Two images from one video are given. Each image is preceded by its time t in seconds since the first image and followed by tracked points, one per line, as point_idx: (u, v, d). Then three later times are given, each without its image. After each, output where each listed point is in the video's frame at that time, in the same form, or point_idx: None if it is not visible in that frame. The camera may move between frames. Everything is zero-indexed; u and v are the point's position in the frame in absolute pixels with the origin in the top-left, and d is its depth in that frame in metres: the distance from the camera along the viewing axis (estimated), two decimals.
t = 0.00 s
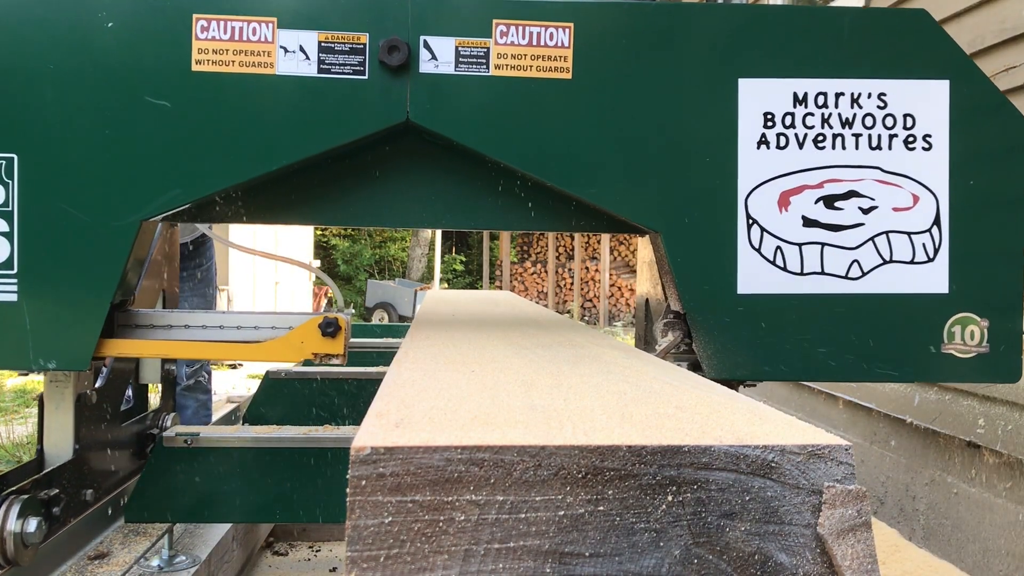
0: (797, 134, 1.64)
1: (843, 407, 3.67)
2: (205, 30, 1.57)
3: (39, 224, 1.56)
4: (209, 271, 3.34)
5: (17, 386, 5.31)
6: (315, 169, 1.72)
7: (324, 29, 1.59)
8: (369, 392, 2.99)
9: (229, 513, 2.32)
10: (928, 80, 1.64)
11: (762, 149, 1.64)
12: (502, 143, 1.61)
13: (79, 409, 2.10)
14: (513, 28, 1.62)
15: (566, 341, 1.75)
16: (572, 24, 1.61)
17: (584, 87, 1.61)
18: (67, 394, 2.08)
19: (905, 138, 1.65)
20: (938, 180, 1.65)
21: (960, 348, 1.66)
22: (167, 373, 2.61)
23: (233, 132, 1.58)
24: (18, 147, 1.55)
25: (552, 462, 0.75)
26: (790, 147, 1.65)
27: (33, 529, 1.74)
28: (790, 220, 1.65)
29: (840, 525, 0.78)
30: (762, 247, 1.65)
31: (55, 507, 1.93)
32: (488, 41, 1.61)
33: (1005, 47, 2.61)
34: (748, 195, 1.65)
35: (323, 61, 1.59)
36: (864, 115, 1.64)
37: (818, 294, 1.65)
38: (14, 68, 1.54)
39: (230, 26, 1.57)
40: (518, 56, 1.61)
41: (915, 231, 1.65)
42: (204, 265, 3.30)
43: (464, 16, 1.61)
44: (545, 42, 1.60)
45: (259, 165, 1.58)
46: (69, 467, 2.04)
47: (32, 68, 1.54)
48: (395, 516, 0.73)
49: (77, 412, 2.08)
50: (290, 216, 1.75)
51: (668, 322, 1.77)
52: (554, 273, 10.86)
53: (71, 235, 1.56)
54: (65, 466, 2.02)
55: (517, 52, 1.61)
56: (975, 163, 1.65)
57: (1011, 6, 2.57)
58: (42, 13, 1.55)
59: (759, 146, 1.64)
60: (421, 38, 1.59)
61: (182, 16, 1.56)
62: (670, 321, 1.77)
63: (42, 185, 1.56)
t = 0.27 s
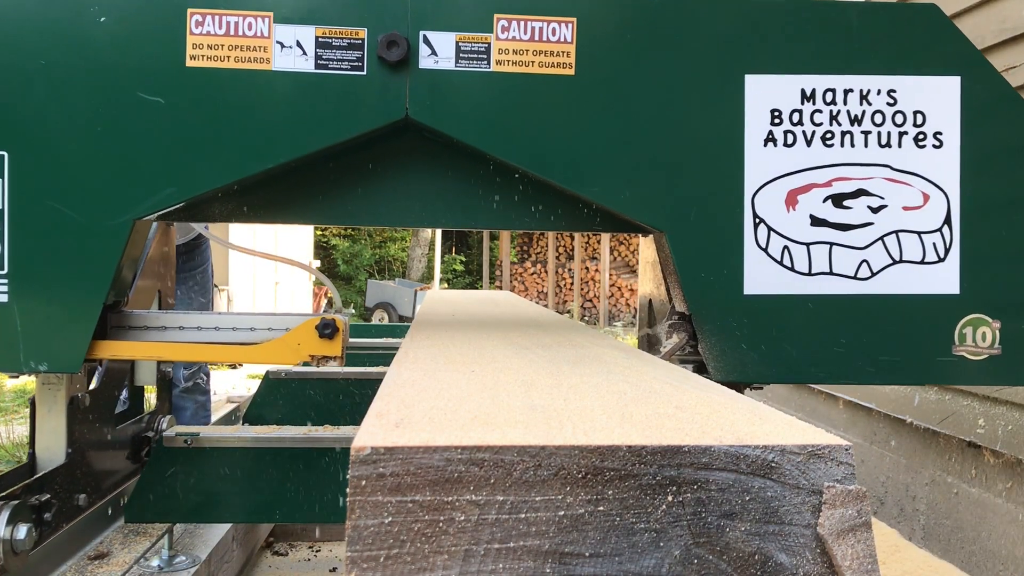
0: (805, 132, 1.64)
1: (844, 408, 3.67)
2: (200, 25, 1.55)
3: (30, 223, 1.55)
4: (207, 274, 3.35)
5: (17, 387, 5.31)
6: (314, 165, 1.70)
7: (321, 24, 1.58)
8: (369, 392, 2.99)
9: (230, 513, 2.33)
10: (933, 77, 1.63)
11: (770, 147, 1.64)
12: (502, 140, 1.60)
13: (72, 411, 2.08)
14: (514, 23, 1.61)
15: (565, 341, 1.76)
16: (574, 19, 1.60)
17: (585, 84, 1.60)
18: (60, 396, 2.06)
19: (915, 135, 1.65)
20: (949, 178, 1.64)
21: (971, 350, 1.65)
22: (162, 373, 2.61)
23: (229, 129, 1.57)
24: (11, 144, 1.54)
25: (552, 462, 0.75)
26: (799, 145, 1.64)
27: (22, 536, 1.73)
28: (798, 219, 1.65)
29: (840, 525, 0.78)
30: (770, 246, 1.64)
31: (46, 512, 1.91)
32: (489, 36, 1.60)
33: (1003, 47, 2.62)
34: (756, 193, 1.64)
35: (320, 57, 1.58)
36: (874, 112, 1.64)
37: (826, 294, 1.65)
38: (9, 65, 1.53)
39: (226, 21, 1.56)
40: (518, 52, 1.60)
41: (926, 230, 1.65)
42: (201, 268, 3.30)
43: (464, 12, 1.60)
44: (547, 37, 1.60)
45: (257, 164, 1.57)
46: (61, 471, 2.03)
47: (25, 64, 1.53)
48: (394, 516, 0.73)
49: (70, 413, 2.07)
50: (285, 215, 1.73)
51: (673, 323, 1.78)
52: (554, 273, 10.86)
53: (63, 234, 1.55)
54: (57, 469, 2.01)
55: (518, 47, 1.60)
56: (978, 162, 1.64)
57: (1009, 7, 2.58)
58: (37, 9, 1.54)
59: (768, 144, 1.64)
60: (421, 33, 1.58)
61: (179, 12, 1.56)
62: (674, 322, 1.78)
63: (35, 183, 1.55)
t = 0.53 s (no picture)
0: (813, 129, 1.58)
1: (843, 407, 3.68)
2: (194, 19, 1.50)
3: (18, 222, 1.50)
4: (201, 275, 3.34)
5: (18, 386, 5.32)
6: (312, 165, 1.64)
7: (318, 18, 1.52)
8: (369, 393, 2.98)
9: (230, 513, 2.34)
10: (949, 72, 1.57)
11: (776, 144, 1.57)
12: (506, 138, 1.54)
13: (64, 416, 2.03)
14: (516, 17, 1.55)
15: (565, 341, 1.76)
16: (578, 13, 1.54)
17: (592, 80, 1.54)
18: (51, 400, 2.00)
19: (926, 133, 1.58)
20: (960, 176, 1.58)
21: (983, 352, 1.60)
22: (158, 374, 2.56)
23: (223, 126, 1.51)
24: None
25: (552, 462, 0.75)
26: (806, 142, 1.58)
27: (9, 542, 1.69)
28: (806, 219, 1.58)
29: (840, 525, 0.78)
30: (775, 247, 1.58)
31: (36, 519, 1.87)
32: (490, 31, 1.54)
33: (1006, 46, 2.60)
34: (762, 192, 1.58)
35: (317, 52, 1.52)
36: (883, 108, 1.57)
37: (834, 296, 1.59)
38: None
39: (220, 15, 1.51)
40: (521, 46, 1.54)
41: (938, 230, 1.59)
42: (194, 270, 3.29)
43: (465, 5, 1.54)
44: (551, 32, 1.54)
45: (251, 162, 1.51)
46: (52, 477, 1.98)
47: (10, 57, 1.48)
48: (395, 516, 0.73)
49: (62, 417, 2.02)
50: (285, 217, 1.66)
51: (678, 325, 1.77)
52: (554, 273, 10.87)
53: (52, 234, 1.50)
54: (47, 475, 1.95)
55: (520, 43, 1.54)
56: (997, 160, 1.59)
57: (1012, 5, 2.56)
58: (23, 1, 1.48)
59: (773, 141, 1.57)
60: (420, 27, 1.52)
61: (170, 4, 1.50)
62: (680, 323, 1.77)
63: (23, 181, 1.49)
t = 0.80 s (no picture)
0: (822, 125, 1.55)
1: (844, 408, 3.69)
2: (188, 13, 1.48)
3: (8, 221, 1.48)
4: (200, 271, 3.35)
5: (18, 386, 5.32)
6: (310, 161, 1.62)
7: (315, 13, 1.50)
8: (369, 393, 2.98)
9: (231, 513, 2.34)
10: (956, 67, 1.55)
11: (785, 141, 1.55)
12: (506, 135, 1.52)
13: (55, 418, 2.02)
14: (518, 12, 1.53)
15: (565, 341, 1.75)
16: (580, 7, 1.52)
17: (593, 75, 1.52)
18: (43, 403, 1.99)
19: (938, 129, 1.56)
20: (972, 174, 1.56)
21: (994, 354, 1.57)
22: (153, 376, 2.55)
23: (220, 122, 1.49)
24: None
25: (552, 462, 0.75)
26: (815, 139, 1.55)
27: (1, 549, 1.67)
28: (815, 218, 1.56)
29: (840, 525, 0.78)
30: (784, 246, 1.56)
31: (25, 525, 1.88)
32: (491, 25, 1.52)
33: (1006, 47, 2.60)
34: (771, 190, 1.55)
35: (314, 47, 1.50)
36: (893, 105, 1.55)
37: (842, 296, 1.57)
38: None
39: (216, 10, 1.49)
40: (521, 41, 1.52)
41: (949, 229, 1.56)
42: (195, 266, 3.30)
43: None
44: (553, 26, 1.52)
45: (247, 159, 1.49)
46: (43, 480, 1.98)
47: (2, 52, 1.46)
48: (395, 516, 0.73)
49: (53, 420, 2.01)
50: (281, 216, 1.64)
51: (684, 326, 1.71)
52: (553, 273, 10.86)
53: (43, 233, 1.48)
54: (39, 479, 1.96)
55: (521, 37, 1.52)
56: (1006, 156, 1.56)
57: (1012, 6, 2.57)
58: None
59: (781, 137, 1.55)
60: (420, 22, 1.51)
61: None
62: (686, 325, 1.71)
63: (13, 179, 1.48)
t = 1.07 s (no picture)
0: (831, 122, 1.54)
1: (844, 408, 3.69)
2: (183, 8, 1.47)
3: None
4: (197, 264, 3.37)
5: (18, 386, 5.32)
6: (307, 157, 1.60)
7: (313, 8, 1.49)
8: (369, 393, 2.98)
9: (231, 513, 2.34)
10: (960, 63, 1.54)
11: (792, 138, 1.53)
12: (506, 132, 1.50)
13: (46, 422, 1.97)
14: (520, 6, 1.51)
15: (564, 341, 1.76)
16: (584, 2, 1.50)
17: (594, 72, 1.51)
18: (35, 406, 1.94)
19: (949, 127, 1.54)
20: (982, 172, 1.55)
21: (1007, 356, 1.56)
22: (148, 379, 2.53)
23: (215, 120, 1.47)
24: None
25: (552, 462, 0.75)
26: (824, 137, 1.54)
27: None
28: (823, 217, 1.54)
29: (840, 525, 0.78)
30: (792, 246, 1.54)
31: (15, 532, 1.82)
32: (492, 20, 1.50)
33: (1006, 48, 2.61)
34: (779, 188, 1.54)
35: (311, 42, 1.49)
36: (903, 102, 1.54)
37: (850, 297, 1.55)
38: None
39: (211, 5, 1.47)
40: (524, 36, 1.51)
41: (959, 228, 1.55)
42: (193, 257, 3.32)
43: None
44: (555, 21, 1.50)
45: (244, 156, 1.48)
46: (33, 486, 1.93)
47: None
48: (395, 516, 0.73)
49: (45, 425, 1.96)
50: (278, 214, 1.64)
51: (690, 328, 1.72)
52: (553, 273, 10.86)
53: (33, 233, 1.46)
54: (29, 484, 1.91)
55: (523, 32, 1.50)
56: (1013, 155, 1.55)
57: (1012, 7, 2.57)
58: None
59: (788, 135, 1.53)
60: (420, 17, 1.49)
61: None
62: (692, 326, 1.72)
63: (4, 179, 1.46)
